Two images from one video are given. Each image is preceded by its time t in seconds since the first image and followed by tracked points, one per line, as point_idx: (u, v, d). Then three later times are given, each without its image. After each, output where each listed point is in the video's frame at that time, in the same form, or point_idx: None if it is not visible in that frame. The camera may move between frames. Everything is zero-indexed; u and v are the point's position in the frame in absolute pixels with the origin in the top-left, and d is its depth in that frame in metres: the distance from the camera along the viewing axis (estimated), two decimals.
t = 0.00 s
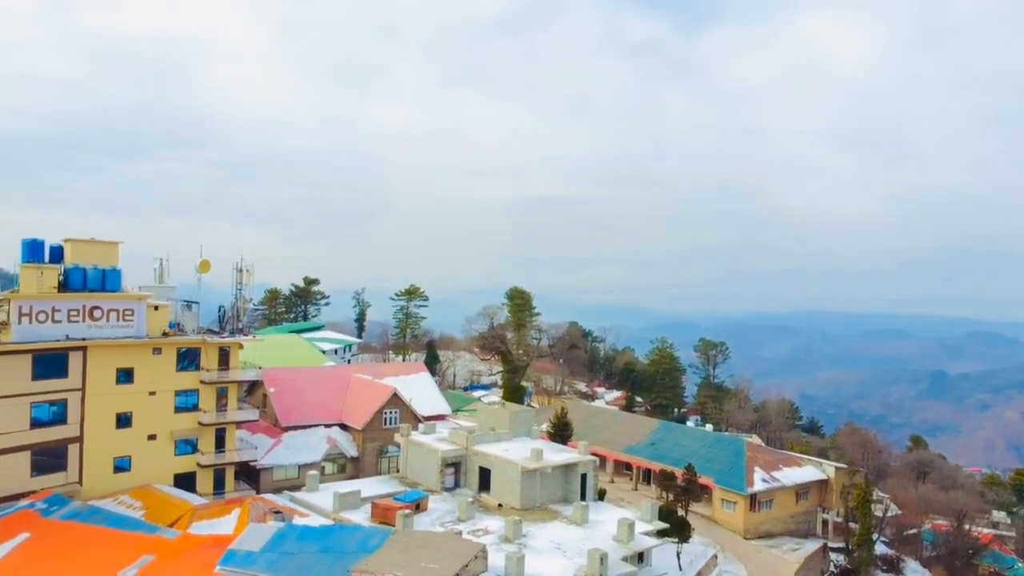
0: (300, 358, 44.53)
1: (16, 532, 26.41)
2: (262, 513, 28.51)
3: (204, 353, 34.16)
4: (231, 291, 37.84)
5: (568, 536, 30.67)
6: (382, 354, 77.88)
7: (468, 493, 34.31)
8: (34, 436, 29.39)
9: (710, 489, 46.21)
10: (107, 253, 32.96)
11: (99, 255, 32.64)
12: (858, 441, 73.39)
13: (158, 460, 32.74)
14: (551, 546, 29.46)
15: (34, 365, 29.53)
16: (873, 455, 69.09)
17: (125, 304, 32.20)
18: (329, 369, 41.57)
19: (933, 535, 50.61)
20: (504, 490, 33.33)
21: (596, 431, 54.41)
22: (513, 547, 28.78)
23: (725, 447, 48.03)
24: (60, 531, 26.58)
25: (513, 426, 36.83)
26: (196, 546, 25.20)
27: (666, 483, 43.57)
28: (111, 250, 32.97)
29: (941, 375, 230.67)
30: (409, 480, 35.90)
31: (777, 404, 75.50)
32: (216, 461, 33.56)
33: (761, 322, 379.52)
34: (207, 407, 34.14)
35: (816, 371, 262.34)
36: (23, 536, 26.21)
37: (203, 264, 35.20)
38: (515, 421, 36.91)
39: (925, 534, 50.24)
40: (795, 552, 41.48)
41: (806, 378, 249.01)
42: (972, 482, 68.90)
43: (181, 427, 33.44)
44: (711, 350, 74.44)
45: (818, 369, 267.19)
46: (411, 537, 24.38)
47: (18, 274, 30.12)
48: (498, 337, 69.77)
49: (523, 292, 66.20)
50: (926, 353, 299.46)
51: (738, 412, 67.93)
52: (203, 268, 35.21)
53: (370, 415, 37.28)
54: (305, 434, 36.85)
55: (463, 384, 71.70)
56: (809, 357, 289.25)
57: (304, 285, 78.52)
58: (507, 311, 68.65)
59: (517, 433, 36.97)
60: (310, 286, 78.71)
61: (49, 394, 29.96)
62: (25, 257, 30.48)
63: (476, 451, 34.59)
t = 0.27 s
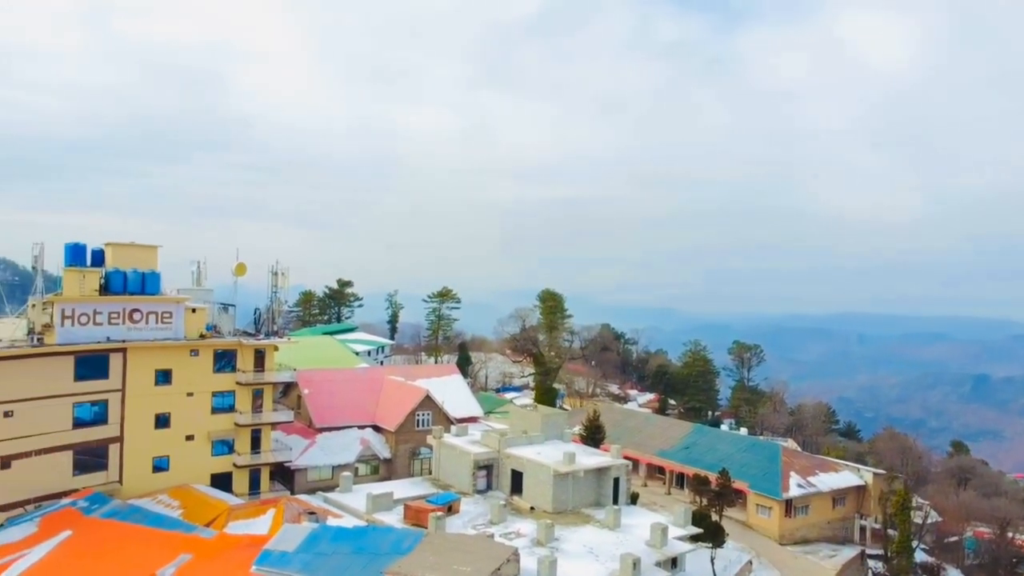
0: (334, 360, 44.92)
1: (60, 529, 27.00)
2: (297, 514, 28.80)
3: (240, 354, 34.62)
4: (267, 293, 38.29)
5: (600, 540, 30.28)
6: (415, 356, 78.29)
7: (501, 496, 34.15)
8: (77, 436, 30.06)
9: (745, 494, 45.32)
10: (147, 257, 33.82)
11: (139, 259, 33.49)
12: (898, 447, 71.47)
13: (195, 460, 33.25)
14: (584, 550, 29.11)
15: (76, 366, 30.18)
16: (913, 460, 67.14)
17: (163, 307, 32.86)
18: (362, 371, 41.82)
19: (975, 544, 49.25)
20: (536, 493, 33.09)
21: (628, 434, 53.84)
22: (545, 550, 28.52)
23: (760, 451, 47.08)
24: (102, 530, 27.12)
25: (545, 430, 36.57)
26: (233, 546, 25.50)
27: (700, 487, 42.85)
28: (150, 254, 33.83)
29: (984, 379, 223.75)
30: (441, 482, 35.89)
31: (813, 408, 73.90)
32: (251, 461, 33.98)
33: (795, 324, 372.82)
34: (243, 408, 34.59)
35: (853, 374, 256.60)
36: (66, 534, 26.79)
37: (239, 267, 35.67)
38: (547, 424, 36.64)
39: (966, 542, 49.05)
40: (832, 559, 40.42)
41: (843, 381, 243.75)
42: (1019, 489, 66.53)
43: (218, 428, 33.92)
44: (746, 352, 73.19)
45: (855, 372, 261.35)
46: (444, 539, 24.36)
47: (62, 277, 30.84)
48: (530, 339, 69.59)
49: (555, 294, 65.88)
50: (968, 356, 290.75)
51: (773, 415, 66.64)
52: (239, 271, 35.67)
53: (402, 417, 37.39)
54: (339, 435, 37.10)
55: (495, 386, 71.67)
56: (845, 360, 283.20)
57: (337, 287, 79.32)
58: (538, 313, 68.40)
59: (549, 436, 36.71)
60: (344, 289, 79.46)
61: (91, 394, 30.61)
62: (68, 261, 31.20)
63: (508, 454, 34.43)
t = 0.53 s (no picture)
0: (366, 362, 45.24)
1: (99, 527, 27.55)
2: (329, 515, 29.07)
3: (274, 356, 35.03)
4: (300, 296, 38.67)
5: (632, 545, 29.85)
6: (446, 357, 78.54)
7: (531, 499, 33.96)
8: (115, 436, 30.65)
9: (779, 499, 44.40)
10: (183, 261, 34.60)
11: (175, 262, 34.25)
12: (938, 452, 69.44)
13: (230, 460, 33.71)
14: (615, 555, 28.74)
15: (115, 367, 30.78)
16: (953, 466, 65.15)
17: (199, 309, 33.41)
18: (393, 373, 42.02)
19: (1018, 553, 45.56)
20: (567, 497, 32.81)
21: (660, 437, 53.24)
22: (576, 555, 28.22)
23: (794, 456, 46.10)
24: (139, 528, 27.58)
25: (576, 433, 36.27)
26: (266, 546, 25.73)
27: (733, 492, 42.11)
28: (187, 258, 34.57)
29: None
30: (472, 484, 35.84)
31: (850, 412, 72.25)
32: (285, 462, 34.33)
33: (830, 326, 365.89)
34: (277, 409, 34.98)
35: (889, 377, 250.75)
36: (106, 532, 27.30)
37: (273, 270, 36.06)
38: (578, 427, 36.34)
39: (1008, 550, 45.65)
40: (869, 567, 39.35)
41: (879, 385, 238.35)
42: None
43: (252, 428, 34.35)
44: (780, 355, 71.90)
45: (891, 375, 255.35)
46: (475, 542, 24.23)
47: (101, 280, 31.55)
48: (561, 342, 69.35)
49: (586, 296, 65.54)
50: (1011, 360, 282.10)
51: (808, 419, 65.29)
52: (273, 274, 36.06)
53: (433, 419, 37.45)
54: (371, 437, 37.30)
55: (526, 388, 71.57)
56: (881, 363, 276.85)
57: (369, 289, 79.99)
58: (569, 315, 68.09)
59: (580, 440, 36.40)
60: (375, 291, 80.12)
61: (129, 395, 31.19)
62: (108, 264, 31.90)
63: (538, 457, 34.24)
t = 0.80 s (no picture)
0: (393, 362, 45.47)
1: (131, 526, 27.98)
2: (356, 517, 29.31)
3: (303, 358, 35.35)
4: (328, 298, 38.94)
5: (659, 549, 29.44)
6: (472, 359, 78.73)
7: (558, 502, 33.76)
8: (147, 436, 31.13)
9: (808, 504, 43.58)
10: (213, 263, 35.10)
11: (206, 264, 34.74)
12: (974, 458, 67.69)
13: (259, 461, 34.06)
14: (641, 559, 28.37)
15: (147, 368, 31.26)
16: (988, 471, 63.43)
17: (229, 311, 33.83)
18: (420, 375, 42.14)
19: None
20: (593, 500, 32.57)
21: (688, 440, 52.68)
22: (602, 559, 27.91)
23: (824, 460, 45.23)
24: (170, 527, 27.94)
25: (602, 436, 35.99)
26: (295, 546, 25.90)
27: (761, 496, 41.44)
28: (217, 260, 35.06)
29: None
30: (498, 487, 35.79)
31: (882, 415, 70.76)
32: (313, 463, 34.60)
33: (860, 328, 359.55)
34: (305, 410, 35.28)
35: (922, 381, 245.42)
36: (137, 530, 27.73)
37: (301, 272, 36.35)
38: (604, 430, 36.05)
39: None
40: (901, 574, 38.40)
41: (911, 388, 233.39)
42: None
43: (281, 429, 34.67)
44: (810, 358, 70.74)
45: (924, 378, 249.90)
46: (501, 545, 24.00)
47: (134, 282, 32.10)
48: (587, 343, 69.08)
49: (613, 297, 65.21)
50: None
51: (838, 422, 64.09)
52: (302, 276, 36.35)
53: (460, 420, 37.47)
54: (398, 438, 37.43)
55: (553, 390, 71.41)
56: (914, 366, 271.04)
57: (396, 290, 80.45)
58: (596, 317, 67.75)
59: (607, 443, 36.12)
60: (402, 292, 80.55)
61: (161, 396, 31.65)
62: (140, 267, 32.44)
63: (565, 460, 34.06)
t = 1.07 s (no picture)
0: (419, 364, 45.61)
1: (162, 524, 28.42)
2: (382, 517, 29.48)
3: (330, 359, 35.63)
4: (354, 299, 39.19)
5: (686, 553, 29.07)
6: (498, 360, 78.75)
7: (584, 505, 33.56)
8: (178, 435, 31.61)
9: (838, 509, 42.76)
10: (242, 265, 35.53)
11: (235, 266, 35.15)
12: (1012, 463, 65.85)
13: (287, 460, 34.41)
14: (668, 563, 28.02)
15: (177, 369, 31.73)
16: None
17: (258, 312, 34.19)
18: (446, 376, 42.25)
19: None
20: (619, 503, 32.32)
21: (715, 443, 52.09)
22: (628, 562, 27.63)
23: (854, 464, 44.39)
24: (199, 526, 28.32)
25: (628, 439, 35.72)
26: (321, 546, 26.06)
27: (790, 500, 40.79)
28: (245, 262, 35.48)
29: None
30: (524, 489, 35.71)
31: (914, 419, 69.22)
32: (340, 463, 34.86)
33: (891, 330, 352.67)
34: (332, 411, 35.56)
35: (956, 383, 239.90)
36: (168, 529, 28.15)
37: (328, 274, 36.61)
38: (630, 432, 35.78)
39: None
40: None
41: (945, 391, 228.21)
42: None
43: (308, 430, 34.98)
44: (840, 360, 69.50)
45: (958, 381, 244.15)
46: (526, 547, 23.87)
47: (165, 284, 32.61)
48: (614, 345, 68.72)
49: (639, 299, 64.77)
50: None
51: (869, 426, 62.86)
52: (329, 278, 36.61)
53: (485, 422, 37.46)
54: (424, 439, 37.54)
55: (578, 392, 71.16)
56: (947, 368, 265.13)
57: (422, 291, 80.81)
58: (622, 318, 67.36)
59: (633, 445, 35.83)
60: (428, 293, 80.88)
61: (191, 396, 32.11)
62: (171, 269, 32.93)
63: (591, 462, 33.85)
